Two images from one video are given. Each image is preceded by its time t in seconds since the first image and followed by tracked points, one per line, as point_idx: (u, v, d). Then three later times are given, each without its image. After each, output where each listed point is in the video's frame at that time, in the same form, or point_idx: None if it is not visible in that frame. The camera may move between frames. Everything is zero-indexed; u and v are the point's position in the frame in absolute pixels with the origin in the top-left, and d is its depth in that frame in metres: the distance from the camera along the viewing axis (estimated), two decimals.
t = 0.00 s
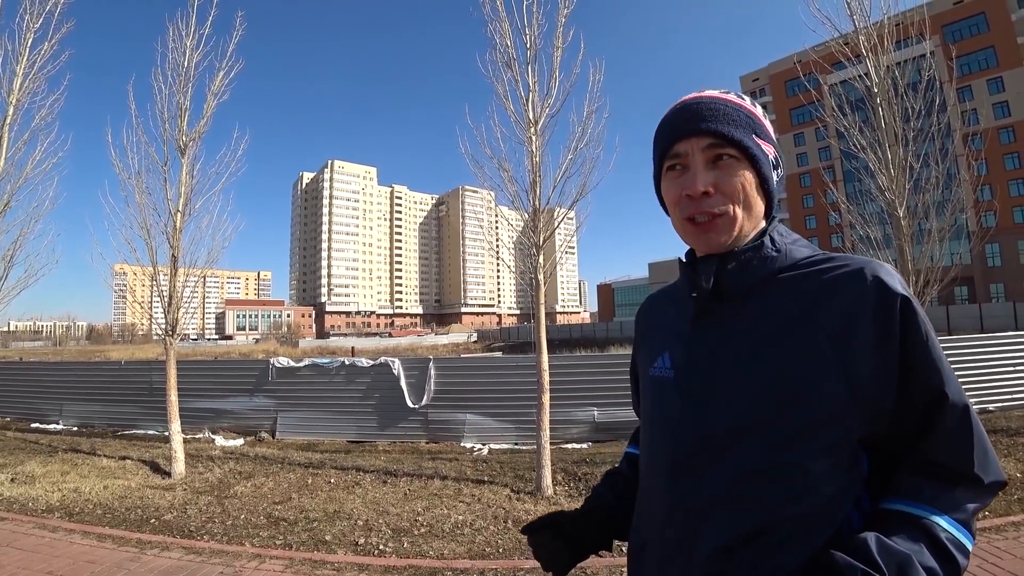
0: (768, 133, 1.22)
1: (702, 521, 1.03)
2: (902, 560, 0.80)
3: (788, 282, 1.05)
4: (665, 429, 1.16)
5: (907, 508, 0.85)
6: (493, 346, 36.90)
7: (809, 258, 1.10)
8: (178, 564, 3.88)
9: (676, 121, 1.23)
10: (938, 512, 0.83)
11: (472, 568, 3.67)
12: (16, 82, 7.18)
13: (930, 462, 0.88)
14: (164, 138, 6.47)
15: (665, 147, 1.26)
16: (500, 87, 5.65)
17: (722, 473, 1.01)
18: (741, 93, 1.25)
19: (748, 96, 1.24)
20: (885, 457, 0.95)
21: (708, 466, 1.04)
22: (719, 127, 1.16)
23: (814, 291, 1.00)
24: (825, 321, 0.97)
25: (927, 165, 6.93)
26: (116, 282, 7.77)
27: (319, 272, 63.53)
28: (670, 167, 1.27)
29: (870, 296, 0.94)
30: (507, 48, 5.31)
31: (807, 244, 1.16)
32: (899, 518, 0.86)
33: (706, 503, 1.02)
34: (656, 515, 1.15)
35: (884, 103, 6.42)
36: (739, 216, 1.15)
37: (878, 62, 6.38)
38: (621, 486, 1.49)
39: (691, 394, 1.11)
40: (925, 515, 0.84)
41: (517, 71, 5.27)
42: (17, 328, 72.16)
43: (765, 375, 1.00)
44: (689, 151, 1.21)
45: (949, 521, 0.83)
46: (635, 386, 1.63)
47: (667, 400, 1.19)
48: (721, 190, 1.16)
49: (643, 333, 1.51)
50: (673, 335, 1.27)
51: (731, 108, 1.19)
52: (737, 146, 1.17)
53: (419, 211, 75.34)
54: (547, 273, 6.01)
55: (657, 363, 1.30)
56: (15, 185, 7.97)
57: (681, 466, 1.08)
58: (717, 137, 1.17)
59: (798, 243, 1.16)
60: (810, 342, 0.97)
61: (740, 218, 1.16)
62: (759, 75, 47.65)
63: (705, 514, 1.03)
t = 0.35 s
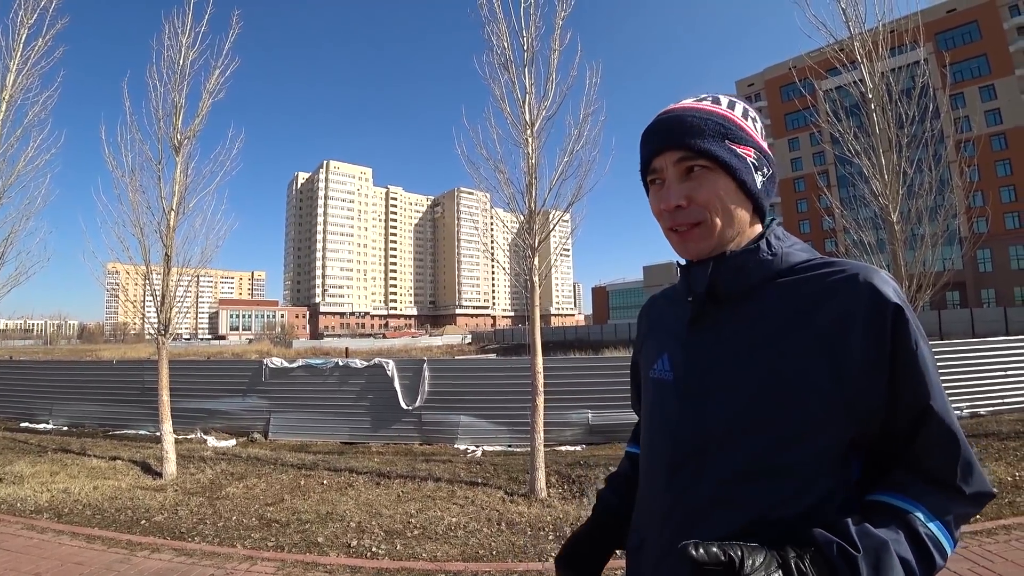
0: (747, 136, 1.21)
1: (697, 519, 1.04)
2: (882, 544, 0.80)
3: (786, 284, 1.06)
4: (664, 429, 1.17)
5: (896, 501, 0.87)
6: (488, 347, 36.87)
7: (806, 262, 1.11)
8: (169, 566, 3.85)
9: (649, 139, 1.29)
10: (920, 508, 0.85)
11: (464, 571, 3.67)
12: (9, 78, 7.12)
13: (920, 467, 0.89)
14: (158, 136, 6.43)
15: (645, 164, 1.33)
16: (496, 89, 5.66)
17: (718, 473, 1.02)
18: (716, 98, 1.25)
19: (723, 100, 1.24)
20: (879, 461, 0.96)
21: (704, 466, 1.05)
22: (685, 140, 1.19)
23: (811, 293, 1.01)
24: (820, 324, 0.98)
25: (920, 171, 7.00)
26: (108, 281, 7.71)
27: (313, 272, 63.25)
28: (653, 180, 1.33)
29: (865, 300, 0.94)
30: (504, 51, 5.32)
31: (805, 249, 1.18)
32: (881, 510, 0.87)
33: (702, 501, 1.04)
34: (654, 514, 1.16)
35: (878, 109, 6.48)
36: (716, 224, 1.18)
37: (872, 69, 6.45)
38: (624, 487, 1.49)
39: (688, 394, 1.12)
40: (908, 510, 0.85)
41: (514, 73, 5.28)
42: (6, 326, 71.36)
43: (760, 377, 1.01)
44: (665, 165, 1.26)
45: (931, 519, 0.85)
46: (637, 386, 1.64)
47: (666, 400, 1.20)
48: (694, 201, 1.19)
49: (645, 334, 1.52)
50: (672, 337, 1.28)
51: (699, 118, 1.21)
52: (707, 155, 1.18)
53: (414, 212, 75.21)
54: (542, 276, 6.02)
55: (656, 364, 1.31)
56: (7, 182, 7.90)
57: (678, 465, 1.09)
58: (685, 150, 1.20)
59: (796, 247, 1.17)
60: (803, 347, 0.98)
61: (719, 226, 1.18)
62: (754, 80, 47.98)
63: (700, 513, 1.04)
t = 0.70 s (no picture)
0: (735, 135, 1.22)
1: (688, 520, 1.05)
2: (859, 554, 0.81)
3: (769, 289, 1.07)
4: (656, 430, 1.17)
5: (877, 509, 0.87)
6: (485, 349, 36.85)
7: (794, 263, 1.11)
8: (164, 569, 3.83)
9: (638, 137, 1.30)
10: (898, 512, 0.86)
11: (461, 573, 3.67)
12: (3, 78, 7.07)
13: (901, 470, 0.89)
14: (154, 137, 6.40)
15: (633, 162, 1.34)
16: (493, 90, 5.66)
17: (709, 473, 1.03)
18: (703, 95, 1.26)
19: (711, 96, 1.25)
20: (863, 465, 0.96)
21: (695, 467, 1.05)
22: (674, 138, 1.20)
23: (795, 297, 1.02)
24: (805, 327, 0.99)
25: (916, 173, 7.04)
26: (103, 282, 7.67)
27: (310, 273, 63.09)
28: (640, 179, 1.34)
29: (848, 303, 0.95)
30: (501, 52, 5.33)
31: (792, 249, 1.18)
32: (860, 514, 0.88)
33: (692, 502, 1.04)
34: (647, 513, 1.17)
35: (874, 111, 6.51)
36: (701, 224, 1.19)
37: (868, 71, 6.48)
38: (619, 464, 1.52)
39: (678, 397, 1.12)
40: (888, 515, 0.86)
41: (510, 74, 5.29)
42: None
43: (747, 379, 1.02)
44: (652, 164, 1.28)
45: (909, 523, 0.85)
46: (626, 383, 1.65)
47: (657, 402, 1.20)
48: (682, 200, 1.20)
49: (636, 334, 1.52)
50: (661, 339, 1.28)
51: (687, 117, 1.22)
52: (694, 154, 1.20)
53: (412, 213, 75.16)
54: (539, 277, 6.03)
55: (647, 367, 1.31)
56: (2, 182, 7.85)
57: (671, 466, 1.10)
58: (673, 149, 1.21)
59: (783, 247, 1.18)
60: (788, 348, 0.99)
61: (705, 226, 1.19)
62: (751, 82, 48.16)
63: (692, 513, 1.04)
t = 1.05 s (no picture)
0: (737, 139, 1.24)
1: (686, 522, 1.04)
2: (842, 563, 0.82)
3: (763, 292, 1.07)
4: (653, 432, 1.17)
5: (862, 518, 0.87)
6: (484, 349, 36.85)
7: (788, 267, 1.12)
8: (163, 572, 3.82)
9: (642, 132, 1.29)
10: (886, 521, 0.85)
11: (460, 574, 3.67)
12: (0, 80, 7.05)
13: (891, 475, 0.89)
14: (151, 138, 6.39)
15: (634, 158, 1.32)
16: (491, 91, 5.67)
17: (706, 475, 1.03)
18: (707, 98, 1.27)
19: (714, 100, 1.27)
20: (853, 468, 0.96)
21: (692, 468, 1.06)
22: (681, 135, 1.20)
23: (788, 300, 1.03)
24: (799, 330, 1.00)
25: (913, 172, 7.06)
26: (100, 284, 7.65)
27: (308, 275, 62.98)
28: (641, 175, 1.32)
29: (841, 307, 0.96)
30: (498, 53, 5.34)
31: (788, 253, 1.18)
32: (847, 523, 0.88)
33: (689, 504, 1.04)
34: (644, 515, 1.17)
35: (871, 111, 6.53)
36: (703, 221, 1.18)
37: (864, 71, 6.50)
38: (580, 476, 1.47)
39: (675, 398, 1.12)
40: (875, 525, 0.86)
41: (507, 75, 5.30)
42: None
43: (744, 380, 1.02)
44: (656, 160, 1.27)
45: (897, 533, 0.85)
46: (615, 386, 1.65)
47: (652, 404, 1.21)
48: (687, 196, 1.19)
49: (629, 337, 1.52)
50: (656, 342, 1.29)
51: (693, 115, 1.22)
52: (700, 152, 1.20)
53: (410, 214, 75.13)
54: (537, 277, 6.03)
55: (642, 370, 1.32)
56: None
57: (668, 468, 1.10)
58: (679, 145, 1.21)
59: (779, 251, 1.18)
60: (783, 350, 1.00)
61: (706, 224, 1.18)
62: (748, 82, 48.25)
63: (688, 515, 1.04)
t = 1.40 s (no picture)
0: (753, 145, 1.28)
1: (686, 524, 1.04)
2: (848, 566, 0.83)
3: (765, 296, 1.08)
4: (651, 433, 1.17)
5: (863, 520, 0.88)
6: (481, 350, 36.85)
7: (788, 272, 1.13)
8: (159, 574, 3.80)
9: (669, 120, 1.25)
10: (886, 523, 0.87)
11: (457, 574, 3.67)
12: None
13: (890, 478, 0.91)
14: (145, 139, 6.36)
15: (654, 147, 1.28)
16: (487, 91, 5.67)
17: (706, 477, 1.03)
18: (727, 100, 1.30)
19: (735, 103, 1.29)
20: (851, 469, 0.98)
21: (692, 470, 1.05)
22: (713, 130, 1.20)
23: (789, 305, 1.04)
24: (801, 334, 1.00)
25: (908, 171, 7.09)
26: (95, 286, 7.62)
27: (305, 275, 62.83)
28: (659, 167, 1.28)
29: (842, 312, 0.97)
30: (494, 53, 5.34)
31: (786, 258, 1.20)
32: (850, 527, 0.89)
33: (690, 506, 1.04)
34: (641, 517, 1.17)
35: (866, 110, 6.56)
36: (726, 219, 1.18)
37: (860, 70, 6.54)
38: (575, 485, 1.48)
39: (674, 400, 1.12)
40: (876, 526, 0.87)
41: (503, 75, 5.30)
42: None
43: (745, 383, 1.02)
44: (680, 152, 1.24)
45: (896, 534, 0.86)
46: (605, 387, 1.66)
47: (649, 406, 1.20)
48: (713, 192, 1.18)
49: (619, 339, 1.52)
50: (651, 344, 1.29)
51: (722, 111, 1.23)
52: (728, 150, 1.21)
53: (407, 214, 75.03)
54: (533, 277, 6.03)
55: (636, 372, 1.32)
56: None
57: (667, 470, 1.09)
58: (711, 140, 1.20)
59: (777, 255, 1.19)
60: (785, 353, 1.00)
61: (729, 223, 1.18)
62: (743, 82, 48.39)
63: (688, 517, 1.04)
